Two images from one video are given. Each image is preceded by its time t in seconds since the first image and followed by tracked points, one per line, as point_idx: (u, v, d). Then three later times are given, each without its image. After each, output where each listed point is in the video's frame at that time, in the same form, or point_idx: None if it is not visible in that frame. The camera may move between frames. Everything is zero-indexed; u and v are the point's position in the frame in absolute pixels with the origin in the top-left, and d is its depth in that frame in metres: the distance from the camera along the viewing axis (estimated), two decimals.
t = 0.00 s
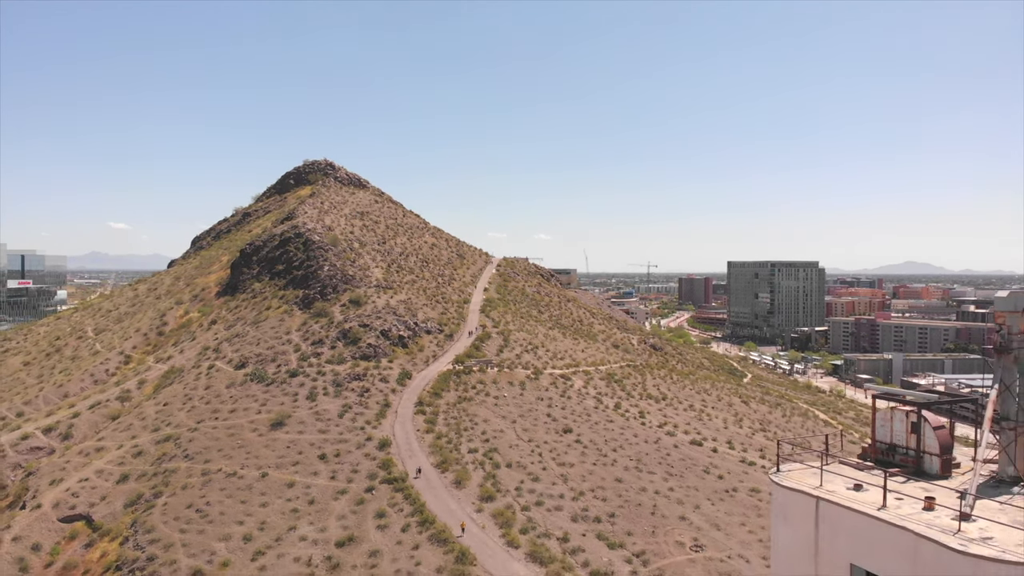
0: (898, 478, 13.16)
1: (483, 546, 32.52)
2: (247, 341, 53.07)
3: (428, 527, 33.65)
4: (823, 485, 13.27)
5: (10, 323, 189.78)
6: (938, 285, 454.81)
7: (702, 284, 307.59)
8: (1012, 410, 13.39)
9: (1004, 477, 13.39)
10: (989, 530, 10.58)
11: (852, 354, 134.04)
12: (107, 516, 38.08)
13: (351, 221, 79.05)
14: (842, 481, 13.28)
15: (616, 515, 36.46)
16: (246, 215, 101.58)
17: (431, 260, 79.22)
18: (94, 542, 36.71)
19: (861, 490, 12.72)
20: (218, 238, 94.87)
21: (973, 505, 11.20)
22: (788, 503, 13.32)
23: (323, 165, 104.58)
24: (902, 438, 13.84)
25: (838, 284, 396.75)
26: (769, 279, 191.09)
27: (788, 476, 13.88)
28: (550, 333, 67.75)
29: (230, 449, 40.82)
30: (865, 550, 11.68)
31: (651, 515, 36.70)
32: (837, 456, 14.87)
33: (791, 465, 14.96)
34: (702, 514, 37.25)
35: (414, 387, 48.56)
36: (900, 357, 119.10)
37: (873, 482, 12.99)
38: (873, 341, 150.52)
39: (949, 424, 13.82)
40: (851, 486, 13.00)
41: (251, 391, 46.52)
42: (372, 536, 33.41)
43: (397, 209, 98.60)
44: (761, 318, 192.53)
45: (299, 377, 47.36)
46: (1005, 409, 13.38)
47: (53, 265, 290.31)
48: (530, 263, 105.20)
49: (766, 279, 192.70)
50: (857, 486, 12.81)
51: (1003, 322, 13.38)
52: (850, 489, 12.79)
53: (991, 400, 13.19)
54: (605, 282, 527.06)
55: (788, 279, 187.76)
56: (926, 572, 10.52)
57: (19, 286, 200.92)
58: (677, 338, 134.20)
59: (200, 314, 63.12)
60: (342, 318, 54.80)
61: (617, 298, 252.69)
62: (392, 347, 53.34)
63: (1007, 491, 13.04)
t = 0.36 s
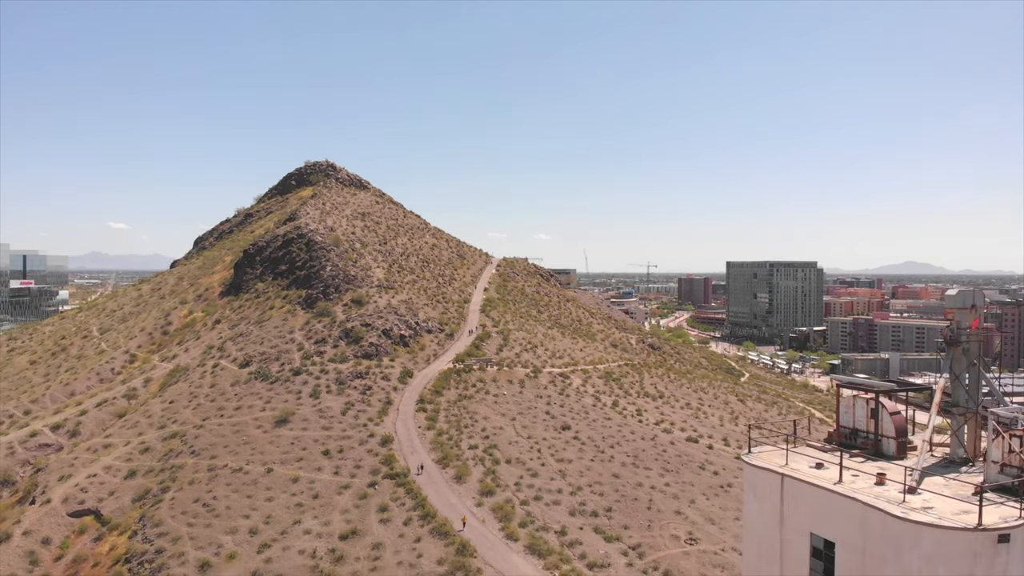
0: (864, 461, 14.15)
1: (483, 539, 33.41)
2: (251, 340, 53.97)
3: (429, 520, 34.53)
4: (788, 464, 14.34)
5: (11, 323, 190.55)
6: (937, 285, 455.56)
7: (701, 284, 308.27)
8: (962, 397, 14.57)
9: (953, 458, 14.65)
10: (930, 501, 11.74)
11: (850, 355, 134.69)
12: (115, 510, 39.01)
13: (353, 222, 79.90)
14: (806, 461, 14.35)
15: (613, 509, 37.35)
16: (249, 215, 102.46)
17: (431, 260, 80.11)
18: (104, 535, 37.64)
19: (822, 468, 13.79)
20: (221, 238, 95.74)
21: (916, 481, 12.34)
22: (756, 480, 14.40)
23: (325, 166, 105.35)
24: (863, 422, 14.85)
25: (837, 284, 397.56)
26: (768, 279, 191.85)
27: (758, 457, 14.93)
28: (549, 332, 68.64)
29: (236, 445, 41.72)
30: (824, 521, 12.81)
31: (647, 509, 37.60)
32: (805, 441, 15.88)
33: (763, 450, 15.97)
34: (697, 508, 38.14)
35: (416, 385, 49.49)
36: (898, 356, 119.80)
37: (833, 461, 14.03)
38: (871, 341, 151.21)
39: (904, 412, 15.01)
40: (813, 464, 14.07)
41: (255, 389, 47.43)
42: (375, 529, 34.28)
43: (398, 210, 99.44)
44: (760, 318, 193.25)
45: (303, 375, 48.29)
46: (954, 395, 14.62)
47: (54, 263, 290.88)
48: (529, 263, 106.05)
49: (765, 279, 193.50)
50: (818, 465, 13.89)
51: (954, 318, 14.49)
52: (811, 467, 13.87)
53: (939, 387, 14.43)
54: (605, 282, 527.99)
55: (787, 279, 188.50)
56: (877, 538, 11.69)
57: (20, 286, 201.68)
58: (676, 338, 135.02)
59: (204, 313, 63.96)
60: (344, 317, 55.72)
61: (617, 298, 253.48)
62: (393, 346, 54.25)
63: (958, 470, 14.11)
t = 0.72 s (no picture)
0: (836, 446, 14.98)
1: (484, 532, 34.31)
2: (255, 339, 54.87)
3: (431, 514, 35.44)
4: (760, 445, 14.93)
5: (14, 323, 191.62)
6: (936, 285, 456.59)
7: (701, 284, 309.36)
8: (920, 386, 15.12)
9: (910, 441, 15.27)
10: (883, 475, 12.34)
11: (847, 354, 135.72)
12: (124, 505, 39.92)
13: (355, 223, 80.85)
14: (776, 443, 15.00)
15: (611, 503, 38.23)
16: (251, 216, 103.44)
17: (432, 261, 81.07)
18: (112, 529, 38.54)
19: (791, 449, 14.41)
20: (224, 239, 96.71)
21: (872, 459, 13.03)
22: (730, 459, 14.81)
23: (326, 167, 106.39)
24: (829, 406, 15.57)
25: (836, 283, 398.70)
26: (767, 279, 192.80)
27: (733, 439, 15.61)
28: (548, 331, 69.57)
29: (241, 441, 42.63)
30: (788, 495, 13.25)
31: (643, 503, 38.49)
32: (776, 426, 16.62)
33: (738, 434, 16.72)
34: (692, 503, 39.04)
35: (417, 383, 50.41)
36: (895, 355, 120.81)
37: (801, 442, 14.75)
38: (869, 340, 152.26)
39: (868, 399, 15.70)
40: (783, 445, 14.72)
41: (260, 387, 48.35)
42: (378, 523, 35.18)
43: (399, 210, 100.43)
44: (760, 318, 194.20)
45: (306, 373, 49.20)
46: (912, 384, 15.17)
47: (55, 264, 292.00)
48: (529, 263, 107.02)
49: (764, 279, 194.50)
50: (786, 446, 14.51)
51: (911, 314, 15.33)
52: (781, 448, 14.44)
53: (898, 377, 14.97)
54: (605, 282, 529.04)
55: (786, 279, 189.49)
56: (835, 508, 12.12)
57: (23, 286, 202.82)
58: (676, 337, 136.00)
59: (209, 313, 64.90)
60: (346, 317, 56.63)
61: (616, 297, 254.53)
62: (395, 344, 55.17)
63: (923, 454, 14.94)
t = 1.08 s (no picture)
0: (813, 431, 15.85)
1: (484, 525, 35.25)
2: (260, 338, 55.80)
3: (432, 508, 36.37)
4: (736, 430, 15.19)
5: (17, 322, 192.85)
6: (935, 285, 457.78)
7: (700, 284, 310.40)
8: (883, 377, 15.93)
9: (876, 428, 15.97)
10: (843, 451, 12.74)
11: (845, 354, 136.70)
12: (132, 500, 40.89)
13: (356, 224, 81.88)
14: (750, 428, 15.38)
15: (608, 498, 39.20)
16: (253, 217, 104.49)
17: (433, 261, 82.05)
18: (121, 524, 39.49)
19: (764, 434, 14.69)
20: (226, 239, 97.79)
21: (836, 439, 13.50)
22: (708, 443, 14.80)
23: (328, 168, 107.38)
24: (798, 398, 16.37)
25: (835, 283, 399.43)
26: (766, 279, 193.87)
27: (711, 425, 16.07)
28: (547, 330, 70.52)
29: (247, 438, 43.55)
30: (760, 475, 13.24)
31: (640, 498, 39.46)
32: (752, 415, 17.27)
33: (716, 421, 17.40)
34: (688, 498, 40.01)
35: (419, 381, 51.39)
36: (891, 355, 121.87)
37: (774, 427, 15.35)
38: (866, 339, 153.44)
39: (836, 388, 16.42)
40: (757, 430, 15.11)
41: (264, 384, 49.31)
42: (381, 517, 36.10)
43: (400, 211, 101.45)
44: (759, 318, 195.10)
45: (310, 372, 50.14)
46: (873, 374, 15.91)
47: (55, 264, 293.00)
48: (529, 264, 107.99)
49: (762, 279, 195.55)
50: (759, 432, 14.78)
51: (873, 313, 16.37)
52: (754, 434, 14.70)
53: (859, 368, 15.76)
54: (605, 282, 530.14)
55: (784, 279, 190.62)
56: (801, 486, 12.11)
57: (25, 287, 204.27)
58: (674, 337, 137.05)
59: (213, 312, 65.87)
60: (349, 316, 57.60)
61: (616, 298, 255.53)
62: (397, 344, 56.09)
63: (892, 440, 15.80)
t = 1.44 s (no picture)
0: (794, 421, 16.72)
1: (485, 519, 36.11)
2: (263, 337, 56.66)
3: (434, 502, 37.23)
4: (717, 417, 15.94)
5: (19, 322, 193.59)
6: (934, 285, 458.26)
7: (700, 284, 311.12)
8: (853, 366, 16.69)
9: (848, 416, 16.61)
10: (814, 436, 13.39)
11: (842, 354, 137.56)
12: (140, 495, 41.72)
13: (358, 224, 82.70)
14: (731, 416, 16.13)
15: (605, 493, 40.06)
16: (255, 217, 105.29)
17: (434, 261, 82.84)
18: (129, 518, 40.32)
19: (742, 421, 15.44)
20: (228, 240, 98.56)
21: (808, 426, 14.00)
22: (692, 429, 15.50)
23: (329, 169, 108.28)
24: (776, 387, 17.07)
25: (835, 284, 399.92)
26: (765, 279, 194.65)
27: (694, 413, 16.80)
28: (547, 330, 71.39)
29: (252, 435, 44.41)
30: (740, 458, 13.94)
31: (636, 493, 40.34)
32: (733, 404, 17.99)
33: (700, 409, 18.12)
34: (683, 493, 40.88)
35: (420, 379, 52.26)
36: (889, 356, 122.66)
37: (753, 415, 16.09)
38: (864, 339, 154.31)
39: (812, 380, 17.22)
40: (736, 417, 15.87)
41: (268, 382, 50.20)
42: (384, 511, 36.96)
43: (401, 211, 102.23)
44: (758, 318, 195.70)
45: (313, 370, 51.01)
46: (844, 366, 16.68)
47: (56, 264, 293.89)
48: (529, 264, 108.75)
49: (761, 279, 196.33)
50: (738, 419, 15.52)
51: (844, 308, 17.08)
52: (733, 421, 15.44)
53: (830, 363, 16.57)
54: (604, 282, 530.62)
55: (783, 279, 191.43)
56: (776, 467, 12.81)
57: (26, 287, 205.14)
58: (673, 337, 137.93)
59: (217, 312, 66.72)
60: (351, 315, 58.47)
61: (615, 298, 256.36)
62: (398, 342, 56.97)
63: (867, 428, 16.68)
